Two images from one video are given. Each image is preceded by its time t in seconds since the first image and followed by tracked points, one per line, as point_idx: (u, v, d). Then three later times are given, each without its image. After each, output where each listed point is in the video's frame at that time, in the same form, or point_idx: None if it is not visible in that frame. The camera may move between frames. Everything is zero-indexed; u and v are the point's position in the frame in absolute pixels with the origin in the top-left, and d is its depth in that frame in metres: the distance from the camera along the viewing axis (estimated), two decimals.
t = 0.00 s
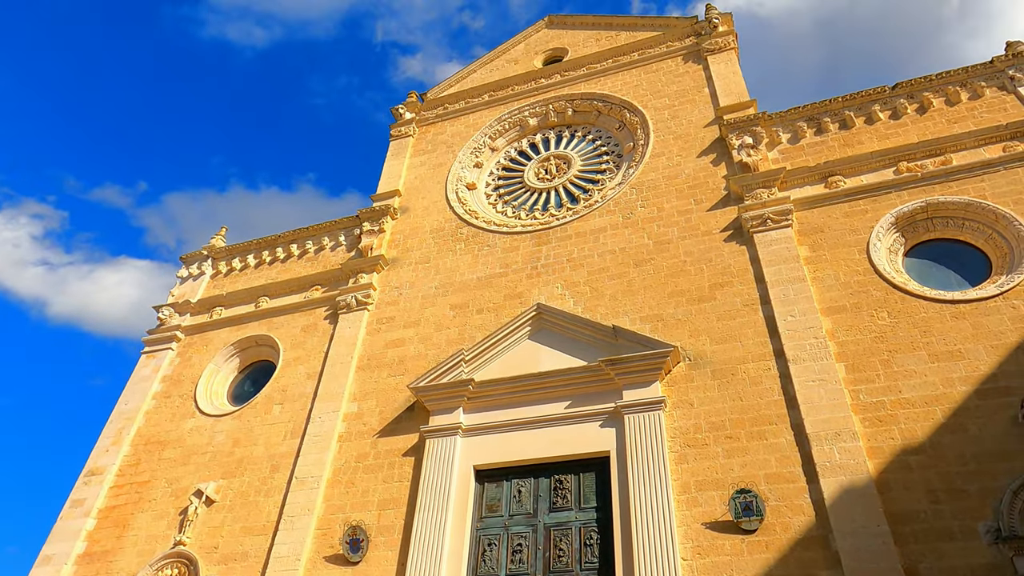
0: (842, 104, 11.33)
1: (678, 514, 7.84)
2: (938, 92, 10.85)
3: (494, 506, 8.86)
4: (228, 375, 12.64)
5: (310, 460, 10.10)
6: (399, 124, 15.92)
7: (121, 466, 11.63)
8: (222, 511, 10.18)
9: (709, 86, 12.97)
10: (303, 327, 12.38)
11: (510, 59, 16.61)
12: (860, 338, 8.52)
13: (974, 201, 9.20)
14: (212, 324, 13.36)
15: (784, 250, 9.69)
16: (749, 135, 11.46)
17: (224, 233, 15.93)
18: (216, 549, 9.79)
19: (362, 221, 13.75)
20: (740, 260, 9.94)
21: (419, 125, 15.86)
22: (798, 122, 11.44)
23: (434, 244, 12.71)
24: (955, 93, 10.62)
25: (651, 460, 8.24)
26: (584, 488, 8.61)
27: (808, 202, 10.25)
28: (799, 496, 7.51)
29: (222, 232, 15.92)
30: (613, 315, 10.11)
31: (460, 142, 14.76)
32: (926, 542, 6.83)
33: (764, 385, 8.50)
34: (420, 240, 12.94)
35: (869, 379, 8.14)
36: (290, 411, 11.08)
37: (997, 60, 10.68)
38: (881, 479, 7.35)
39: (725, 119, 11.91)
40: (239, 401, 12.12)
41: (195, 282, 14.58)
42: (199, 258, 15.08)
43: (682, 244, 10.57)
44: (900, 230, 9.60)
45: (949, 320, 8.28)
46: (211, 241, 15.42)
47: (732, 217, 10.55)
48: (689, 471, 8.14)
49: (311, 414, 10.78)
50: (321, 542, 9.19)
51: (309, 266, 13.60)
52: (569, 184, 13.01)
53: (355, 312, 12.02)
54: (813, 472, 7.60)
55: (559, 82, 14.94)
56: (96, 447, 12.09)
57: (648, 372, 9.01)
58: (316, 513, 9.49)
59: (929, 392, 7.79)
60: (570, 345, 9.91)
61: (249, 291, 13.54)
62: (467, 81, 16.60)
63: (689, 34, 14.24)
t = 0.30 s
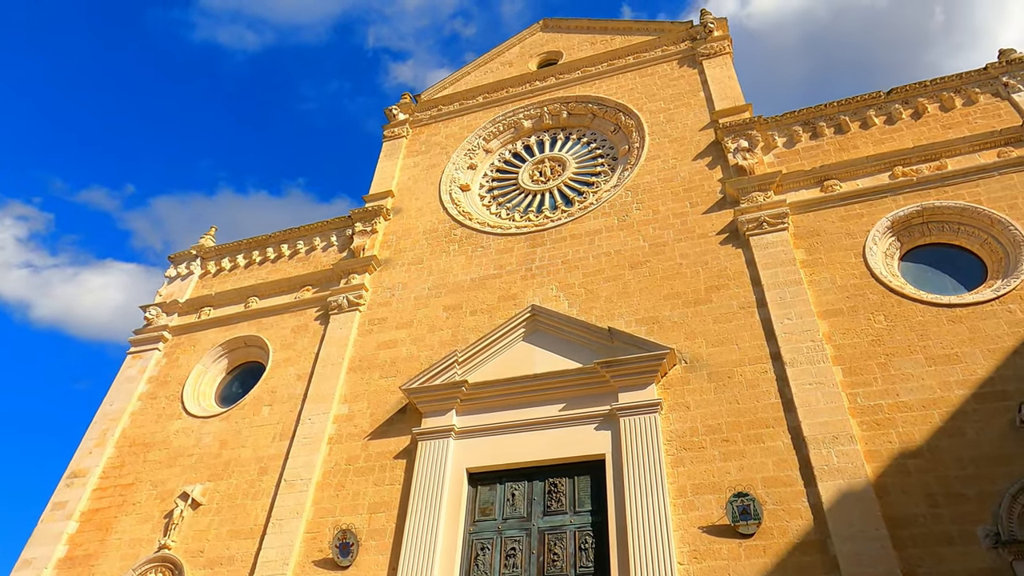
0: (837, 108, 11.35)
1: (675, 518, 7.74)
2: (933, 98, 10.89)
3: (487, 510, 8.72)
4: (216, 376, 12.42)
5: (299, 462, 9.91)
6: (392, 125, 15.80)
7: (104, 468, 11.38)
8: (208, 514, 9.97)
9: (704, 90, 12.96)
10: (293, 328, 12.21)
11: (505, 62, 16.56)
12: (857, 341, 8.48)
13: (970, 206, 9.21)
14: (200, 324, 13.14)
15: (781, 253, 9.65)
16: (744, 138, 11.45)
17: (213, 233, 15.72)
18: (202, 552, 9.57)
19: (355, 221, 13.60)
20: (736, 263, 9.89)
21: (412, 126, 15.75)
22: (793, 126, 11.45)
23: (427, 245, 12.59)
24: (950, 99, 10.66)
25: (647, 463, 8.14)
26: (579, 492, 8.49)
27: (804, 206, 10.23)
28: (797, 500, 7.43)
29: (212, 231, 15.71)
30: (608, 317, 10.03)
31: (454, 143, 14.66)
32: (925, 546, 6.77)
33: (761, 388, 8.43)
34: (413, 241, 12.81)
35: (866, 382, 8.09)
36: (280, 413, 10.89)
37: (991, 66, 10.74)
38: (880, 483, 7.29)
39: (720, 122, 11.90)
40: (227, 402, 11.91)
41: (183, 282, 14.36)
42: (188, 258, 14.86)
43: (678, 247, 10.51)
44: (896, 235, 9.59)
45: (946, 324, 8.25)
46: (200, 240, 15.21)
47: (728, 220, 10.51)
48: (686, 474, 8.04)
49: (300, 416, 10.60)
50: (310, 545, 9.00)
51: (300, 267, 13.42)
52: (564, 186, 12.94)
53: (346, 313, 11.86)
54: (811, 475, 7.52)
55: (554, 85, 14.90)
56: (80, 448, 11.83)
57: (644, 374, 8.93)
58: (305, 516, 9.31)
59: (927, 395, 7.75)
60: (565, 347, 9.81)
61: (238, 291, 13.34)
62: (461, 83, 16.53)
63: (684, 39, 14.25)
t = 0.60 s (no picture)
0: (835, 106, 11.33)
1: (675, 515, 7.65)
2: (930, 95, 10.89)
3: (484, 507, 8.60)
4: (207, 374, 12.24)
5: (293, 460, 9.76)
6: (387, 122, 15.68)
7: (93, 467, 11.17)
8: (199, 513, 9.79)
9: (701, 88, 12.92)
10: (287, 325, 12.05)
11: (501, 59, 16.47)
12: (857, 337, 8.43)
13: (969, 203, 9.20)
14: (191, 321, 12.95)
15: (780, 249, 9.60)
16: (742, 135, 11.41)
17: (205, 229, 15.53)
18: (193, 552, 9.39)
19: (349, 218, 13.47)
20: (735, 260, 9.83)
21: (407, 123, 15.63)
22: (791, 123, 11.42)
23: (422, 241, 12.47)
24: (947, 97, 10.67)
25: (647, 459, 8.04)
26: (578, 489, 8.39)
27: (803, 202, 10.19)
28: (798, 496, 7.36)
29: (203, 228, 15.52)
30: (606, 314, 9.94)
31: (450, 140, 14.56)
32: (928, 542, 6.72)
33: (761, 384, 8.36)
34: (408, 237, 12.69)
35: (867, 378, 8.04)
36: (272, 410, 10.72)
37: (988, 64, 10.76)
38: (882, 479, 7.23)
39: (718, 119, 11.85)
40: (219, 400, 11.73)
41: (174, 278, 14.16)
42: (179, 255, 14.66)
43: (676, 243, 10.45)
44: (895, 231, 9.56)
45: (947, 320, 8.22)
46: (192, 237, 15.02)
47: (726, 216, 10.46)
48: (686, 471, 7.96)
49: (294, 413, 10.44)
50: (304, 544, 8.85)
51: (293, 263, 13.26)
52: (561, 183, 12.86)
53: (341, 309, 11.71)
54: (812, 471, 7.46)
55: (550, 82, 14.82)
56: (67, 447, 11.61)
57: (643, 370, 8.84)
58: (299, 515, 9.15)
59: (928, 391, 7.71)
60: (563, 343, 9.72)
61: (230, 288, 13.17)
62: (457, 80, 16.42)
63: (681, 37, 14.21)
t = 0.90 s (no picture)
0: (836, 100, 11.29)
1: (679, 510, 7.56)
2: (931, 90, 10.86)
3: (485, 504, 8.49)
4: (201, 370, 12.06)
5: (290, 457, 9.61)
6: (383, 117, 15.54)
7: (85, 464, 10.98)
8: (194, 511, 9.63)
9: (701, 83, 12.86)
10: (283, 320, 11.89)
11: (498, 54, 16.36)
12: (861, 331, 8.37)
13: (972, 196, 9.17)
14: (185, 317, 12.77)
15: (782, 243, 9.54)
16: (743, 130, 11.35)
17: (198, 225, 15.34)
18: (188, 550, 9.23)
19: (345, 213, 13.33)
20: (737, 254, 9.76)
21: (403, 118, 15.50)
22: (792, 118, 11.38)
23: (420, 237, 12.34)
24: (948, 92, 10.64)
25: (651, 454, 7.95)
26: (580, 485, 8.28)
27: (805, 196, 10.14)
28: (804, 490, 7.28)
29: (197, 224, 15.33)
30: (607, 308, 9.85)
31: (447, 135, 14.43)
32: (936, 536, 6.65)
33: (765, 378, 8.29)
34: (405, 232, 12.56)
35: (872, 372, 7.98)
36: (269, 407, 10.57)
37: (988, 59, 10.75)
38: (888, 473, 7.17)
39: (718, 114, 11.79)
40: (213, 397, 11.56)
41: (167, 274, 13.96)
42: (172, 250, 14.47)
43: (677, 237, 10.37)
44: (897, 225, 9.51)
45: (951, 313, 8.18)
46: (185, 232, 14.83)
47: (728, 210, 10.39)
48: (690, 466, 7.87)
49: (290, 410, 10.29)
50: (302, 542, 8.70)
51: (289, 259, 13.10)
52: (560, 178, 12.76)
53: (338, 305, 11.57)
54: (818, 466, 7.39)
55: (548, 77, 14.73)
56: (59, 445, 11.41)
57: (646, 365, 8.75)
58: (296, 512, 9.00)
59: (933, 384, 7.65)
60: (564, 338, 9.62)
61: (225, 283, 12.99)
62: (454, 75, 16.30)
63: (680, 32, 14.15)
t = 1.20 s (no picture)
0: (841, 88, 11.18)
1: (687, 499, 7.46)
2: (937, 77, 10.77)
3: (489, 494, 8.37)
4: (199, 362, 11.90)
5: (289, 449, 9.47)
6: (382, 107, 15.37)
7: (81, 457, 10.82)
8: (193, 504, 9.49)
9: (703, 71, 12.73)
10: (281, 311, 11.73)
11: (497, 44, 16.20)
12: (869, 318, 8.27)
13: (979, 182, 9.07)
14: (182, 308, 12.60)
15: (788, 231, 9.43)
16: (746, 117, 11.24)
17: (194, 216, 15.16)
18: (187, 543, 9.09)
19: (344, 203, 13.17)
20: (742, 242, 9.64)
21: (402, 108, 15.33)
22: (796, 105, 11.27)
23: (420, 226, 12.20)
24: (954, 79, 10.54)
25: (657, 443, 7.84)
26: (585, 474, 8.17)
27: (810, 184, 10.03)
28: (814, 479, 7.18)
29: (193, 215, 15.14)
30: (611, 297, 9.73)
31: (446, 125, 14.28)
32: (948, 524, 6.57)
33: (772, 366, 8.19)
34: (405, 222, 12.41)
35: (881, 359, 7.88)
36: (267, 398, 10.42)
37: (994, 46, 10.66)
38: (898, 460, 7.07)
39: (721, 102, 11.67)
40: (211, 389, 11.41)
41: (163, 266, 13.79)
42: (168, 242, 14.29)
43: (681, 225, 10.25)
44: (904, 212, 9.42)
45: (961, 300, 8.08)
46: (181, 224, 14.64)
47: (732, 198, 10.28)
48: (697, 454, 7.76)
49: (290, 401, 10.15)
50: (302, 534, 8.58)
51: (287, 250, 12.94)
52: (561, 168, 12.63)
53: (337, 295, 11.42)
54: (827, 454, 7.29)
55: (548, 66, 14.58)
56: (54, 438, 11.25)
57: (651, 353, 8.64)
58: (296, 504, 8.87)
59: (943, 371, 7.56)
60: (567, 327, 9.50)
61: (222, 275, 12.83)
62: (452, 65, 16.13)
63: (681, 21, 14.02)
